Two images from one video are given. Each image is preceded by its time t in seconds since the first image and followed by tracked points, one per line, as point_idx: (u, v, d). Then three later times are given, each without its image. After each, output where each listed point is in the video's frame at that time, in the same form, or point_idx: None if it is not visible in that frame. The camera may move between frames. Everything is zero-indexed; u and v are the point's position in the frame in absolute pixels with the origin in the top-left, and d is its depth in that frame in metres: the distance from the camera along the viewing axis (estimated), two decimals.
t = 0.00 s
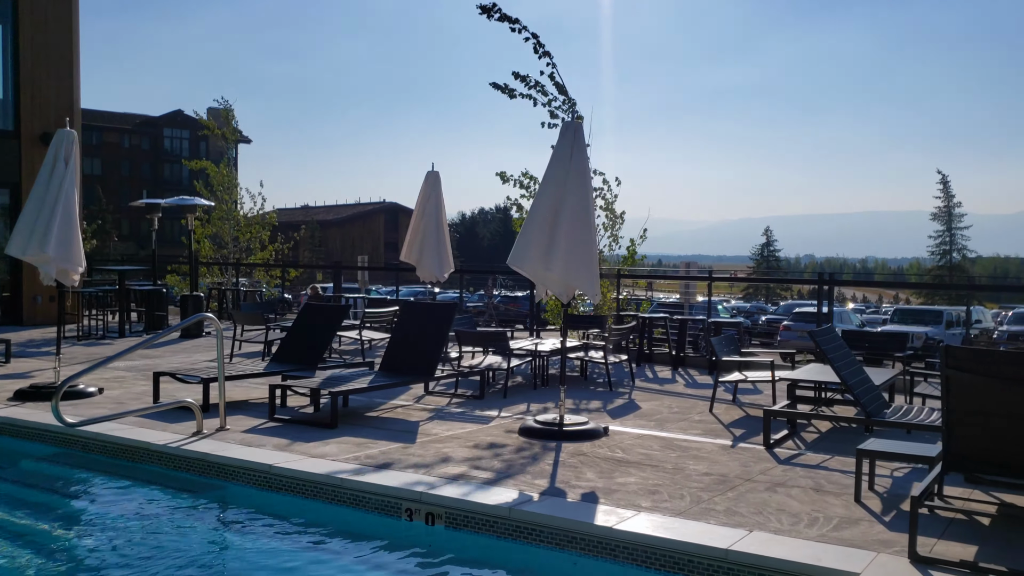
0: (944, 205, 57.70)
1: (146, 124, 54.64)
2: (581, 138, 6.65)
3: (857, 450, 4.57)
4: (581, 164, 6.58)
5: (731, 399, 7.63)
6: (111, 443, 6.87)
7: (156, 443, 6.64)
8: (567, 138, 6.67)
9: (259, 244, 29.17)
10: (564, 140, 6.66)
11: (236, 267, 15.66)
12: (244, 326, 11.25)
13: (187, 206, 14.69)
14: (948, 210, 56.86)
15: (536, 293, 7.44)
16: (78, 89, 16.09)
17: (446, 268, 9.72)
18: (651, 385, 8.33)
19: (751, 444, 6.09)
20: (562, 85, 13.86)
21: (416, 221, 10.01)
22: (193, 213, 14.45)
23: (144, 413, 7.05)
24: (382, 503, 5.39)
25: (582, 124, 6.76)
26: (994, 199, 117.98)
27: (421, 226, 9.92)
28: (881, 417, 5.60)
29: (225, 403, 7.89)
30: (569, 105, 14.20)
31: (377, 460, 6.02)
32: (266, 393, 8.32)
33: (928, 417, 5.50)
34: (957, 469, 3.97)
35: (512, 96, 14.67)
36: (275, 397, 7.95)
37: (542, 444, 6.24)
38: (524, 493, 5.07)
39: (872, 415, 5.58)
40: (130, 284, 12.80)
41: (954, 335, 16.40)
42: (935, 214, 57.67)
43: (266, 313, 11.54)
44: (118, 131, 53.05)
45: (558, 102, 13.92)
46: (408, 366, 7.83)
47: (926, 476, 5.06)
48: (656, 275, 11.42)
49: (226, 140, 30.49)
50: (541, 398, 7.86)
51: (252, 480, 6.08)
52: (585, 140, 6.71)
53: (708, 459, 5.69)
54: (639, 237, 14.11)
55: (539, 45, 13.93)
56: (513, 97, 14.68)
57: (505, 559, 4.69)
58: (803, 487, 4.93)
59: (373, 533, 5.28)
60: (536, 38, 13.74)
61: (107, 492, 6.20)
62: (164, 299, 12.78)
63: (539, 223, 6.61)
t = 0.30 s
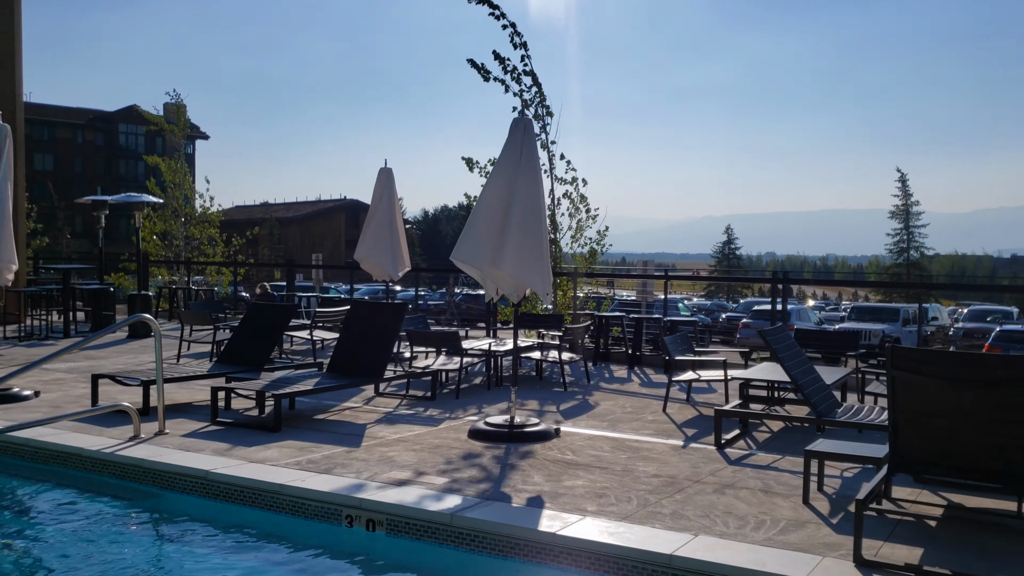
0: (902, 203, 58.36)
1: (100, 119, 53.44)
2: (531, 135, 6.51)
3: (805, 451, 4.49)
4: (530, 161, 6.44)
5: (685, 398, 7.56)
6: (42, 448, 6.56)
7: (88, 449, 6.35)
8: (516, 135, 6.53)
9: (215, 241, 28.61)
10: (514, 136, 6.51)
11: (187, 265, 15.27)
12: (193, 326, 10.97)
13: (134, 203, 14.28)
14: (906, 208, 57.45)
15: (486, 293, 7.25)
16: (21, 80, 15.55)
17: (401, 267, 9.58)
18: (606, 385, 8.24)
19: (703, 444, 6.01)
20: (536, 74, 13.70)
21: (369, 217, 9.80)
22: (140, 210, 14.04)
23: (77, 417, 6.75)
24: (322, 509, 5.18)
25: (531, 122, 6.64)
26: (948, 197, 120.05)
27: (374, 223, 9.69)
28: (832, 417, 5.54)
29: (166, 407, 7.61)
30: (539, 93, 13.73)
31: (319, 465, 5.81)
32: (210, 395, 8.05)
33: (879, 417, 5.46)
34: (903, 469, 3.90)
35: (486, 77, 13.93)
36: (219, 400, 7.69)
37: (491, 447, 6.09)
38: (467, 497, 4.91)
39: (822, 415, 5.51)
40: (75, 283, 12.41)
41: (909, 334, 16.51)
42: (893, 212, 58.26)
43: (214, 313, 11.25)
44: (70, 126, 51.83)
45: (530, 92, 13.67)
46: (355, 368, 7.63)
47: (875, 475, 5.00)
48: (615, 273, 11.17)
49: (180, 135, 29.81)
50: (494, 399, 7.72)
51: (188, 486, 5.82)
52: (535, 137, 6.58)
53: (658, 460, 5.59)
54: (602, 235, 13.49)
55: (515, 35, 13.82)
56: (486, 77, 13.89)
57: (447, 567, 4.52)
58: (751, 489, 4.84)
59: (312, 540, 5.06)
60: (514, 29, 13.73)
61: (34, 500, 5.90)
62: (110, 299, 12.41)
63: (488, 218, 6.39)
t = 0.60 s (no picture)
0: (866, 201, 59.02)
1: (57, 116, 52.21)
2: (486, 130, 6.34)
3: (761, 452, 4.40)
4: (485, 158, 6.27)
5: (643, 398, 7.48)
6: None
7: (25, 454, 6.06)
8: (471, 130, 6.34)
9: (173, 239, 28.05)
10: (468, 132, 6.32)
11: (142, 264, 14.88)
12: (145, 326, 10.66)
13: (87, 200, 13.87)
14: (869, 207, 58.12)
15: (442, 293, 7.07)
16: None
17: (358, 267, 9.39)
18: (565, 385, 8.15)
19: (660, 445, 5.91)
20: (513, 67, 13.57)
21: (323, 215, 9.59)
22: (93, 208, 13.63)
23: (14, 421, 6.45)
24: (267, 516, 4.96)
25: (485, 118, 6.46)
26: (909, 197, 122.19)
27: (329, 223, 9.49)
28: (791, 417, 5.48)
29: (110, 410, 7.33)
30: (514, 86, 13.54)
31: (266, 470, 5.59)
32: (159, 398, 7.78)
33: (836, 416, 5.40)
34: (860, 471, 3.83)
35: (466, 59, 13.57)
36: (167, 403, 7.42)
37: (445, 450, 5.93)
38: (416, 503, 4.73)
39: (780, 415, 5.43)
40: (24, 283, 12.00)
41: (870, 332, 16.69)
42: (857, 210, 58.89)
43: (167, 314, 10.94)
44: (26, 123, 50.57)
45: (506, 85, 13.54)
46: (308, 370, 7.44)
47: (832, 476, 4.93)
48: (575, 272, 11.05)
49: (138, 132, 29.10)
50: (450, 400, 7.57)
51: (130, 493, 5.56)
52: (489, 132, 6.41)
53: (615, 462, 5.47)
54: (569, 239, 13.55)
55: (500, 29, 13.73)
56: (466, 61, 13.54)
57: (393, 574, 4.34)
58: (707, 491, 4.74)
59: (256, 548, 4.84)
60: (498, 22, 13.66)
61: None
62: (61, 298, 12.02)
63: (443, 217, 6.20)
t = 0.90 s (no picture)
0: (833, 201, 59.65)
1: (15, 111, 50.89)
2: (447, 125, 6.15)
3: (726, 455, 4.27)
4: (447, 153, 6.08)
5: (609, 399, 7.40)
6: None
7: None
8: (430, 126, 6.14)
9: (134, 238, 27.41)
10: (428, 127, 6.13)
11: (99, 264, 14.45)
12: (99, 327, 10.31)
13: (40, 198, 13.40)
14: (836, 206, 58.73)
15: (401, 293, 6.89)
16: None
17: (319, 266, 9.20)
18: (530, 387, 8.05)
19: (625, 448, 5.80)
20: (476, 65, 13.38)
21: (283, 212, 9.40)
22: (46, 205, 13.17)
23: None
24: (218, 525, 4.67)
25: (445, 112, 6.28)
26: (874, 196, 124.08)
27: (288, 221, 9.31)
28: (756, 418, 5.39)
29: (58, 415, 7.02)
30: (478, 83, 13.33)
31: (218, 476, 5.34)
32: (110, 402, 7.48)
33: (802, 417, 5.33)
34: (828, 475, 3.71)
35: (426, 59, 13.31)
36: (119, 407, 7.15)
37: (404, 455, 5.74)
38: (372, 510, 4.54)
39: (746, 416, 5.35)
40: None
41: (837, 330, 16.79)
42: (824, 210, 59.54)
43: (123, 315, 10.61)
44: None
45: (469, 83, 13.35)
46: (266, 373, 7.30)
47: (798, 480, 4.85)
48: (541, 271, 10.91)
49: (99, 128, 28.42)
50: (412, 402, 7.41)
51: (76, 502, 5.25)
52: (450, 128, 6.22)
53: (579, 466, 5.33)
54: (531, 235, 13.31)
55: (464, 27, 13.50)
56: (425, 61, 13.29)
57: None
58: (672, 496, 4.62)
59: (204, 558, 4.55)
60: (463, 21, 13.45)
61: None
62: (13, 299, 11.60)
63: (404, 213, 5.98)
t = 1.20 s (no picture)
0: (802, 200, 60.20)
1: None
2: (410, 123, 6.01)
3: (695, 460, 4.15)
4: (411, 150, 5.93)
5: (578, 402, 7.29)
6: None
7: None
8: (395, 123, 5.99)
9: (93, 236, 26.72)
10: (391, 123, 5.97)
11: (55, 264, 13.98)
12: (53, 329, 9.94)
13: None
14: (806, 205, 59.27)
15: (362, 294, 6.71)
16: None
17: (283, 264, 8.97)
18: (498, 389, 7.93)
19: (594, 452, 5.67)
20: (439, 64, 13.15)
21: (246, 209, 9.20)
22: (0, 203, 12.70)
23: None
24: (168, 535, 4.32)
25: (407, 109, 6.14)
26: (843, 194, 125.61)
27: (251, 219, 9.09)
28: (726, 420, 5.30)
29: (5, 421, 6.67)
30: (442, 82, 13.14)
31: (170, 484, 5.07)
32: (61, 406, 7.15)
33: (773, 420, 5.23)
34: (798, 481, 3.60)
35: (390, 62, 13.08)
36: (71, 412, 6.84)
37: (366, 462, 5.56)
38: (330, 520, 4.33)
39: (715, 419, 5.26)
40: None
41: (808, 330, 16.83)
42: (794, 209, 60.08)
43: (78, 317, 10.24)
44: None
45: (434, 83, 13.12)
46: (227, 376, 7.10)
47: (768, 484, 4.76)
48: (510, 271, 10.76)
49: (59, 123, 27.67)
50: (376, 405, 7.33)
51: (17, 511, 4.85)
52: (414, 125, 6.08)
53: (546, 471, 5.18)
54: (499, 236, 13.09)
55: (425, 26, 13.32)
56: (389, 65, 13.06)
57: None
58: (640, 502, 4.49)
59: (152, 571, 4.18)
60: (424, 20, 13.26)
61: None
62: None
63: (368, 208, 5.76)
